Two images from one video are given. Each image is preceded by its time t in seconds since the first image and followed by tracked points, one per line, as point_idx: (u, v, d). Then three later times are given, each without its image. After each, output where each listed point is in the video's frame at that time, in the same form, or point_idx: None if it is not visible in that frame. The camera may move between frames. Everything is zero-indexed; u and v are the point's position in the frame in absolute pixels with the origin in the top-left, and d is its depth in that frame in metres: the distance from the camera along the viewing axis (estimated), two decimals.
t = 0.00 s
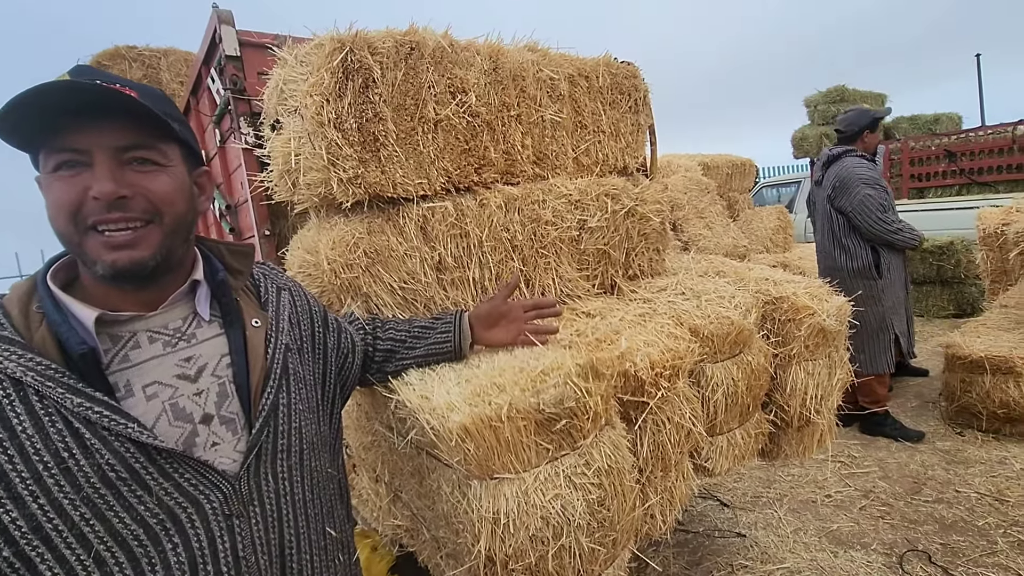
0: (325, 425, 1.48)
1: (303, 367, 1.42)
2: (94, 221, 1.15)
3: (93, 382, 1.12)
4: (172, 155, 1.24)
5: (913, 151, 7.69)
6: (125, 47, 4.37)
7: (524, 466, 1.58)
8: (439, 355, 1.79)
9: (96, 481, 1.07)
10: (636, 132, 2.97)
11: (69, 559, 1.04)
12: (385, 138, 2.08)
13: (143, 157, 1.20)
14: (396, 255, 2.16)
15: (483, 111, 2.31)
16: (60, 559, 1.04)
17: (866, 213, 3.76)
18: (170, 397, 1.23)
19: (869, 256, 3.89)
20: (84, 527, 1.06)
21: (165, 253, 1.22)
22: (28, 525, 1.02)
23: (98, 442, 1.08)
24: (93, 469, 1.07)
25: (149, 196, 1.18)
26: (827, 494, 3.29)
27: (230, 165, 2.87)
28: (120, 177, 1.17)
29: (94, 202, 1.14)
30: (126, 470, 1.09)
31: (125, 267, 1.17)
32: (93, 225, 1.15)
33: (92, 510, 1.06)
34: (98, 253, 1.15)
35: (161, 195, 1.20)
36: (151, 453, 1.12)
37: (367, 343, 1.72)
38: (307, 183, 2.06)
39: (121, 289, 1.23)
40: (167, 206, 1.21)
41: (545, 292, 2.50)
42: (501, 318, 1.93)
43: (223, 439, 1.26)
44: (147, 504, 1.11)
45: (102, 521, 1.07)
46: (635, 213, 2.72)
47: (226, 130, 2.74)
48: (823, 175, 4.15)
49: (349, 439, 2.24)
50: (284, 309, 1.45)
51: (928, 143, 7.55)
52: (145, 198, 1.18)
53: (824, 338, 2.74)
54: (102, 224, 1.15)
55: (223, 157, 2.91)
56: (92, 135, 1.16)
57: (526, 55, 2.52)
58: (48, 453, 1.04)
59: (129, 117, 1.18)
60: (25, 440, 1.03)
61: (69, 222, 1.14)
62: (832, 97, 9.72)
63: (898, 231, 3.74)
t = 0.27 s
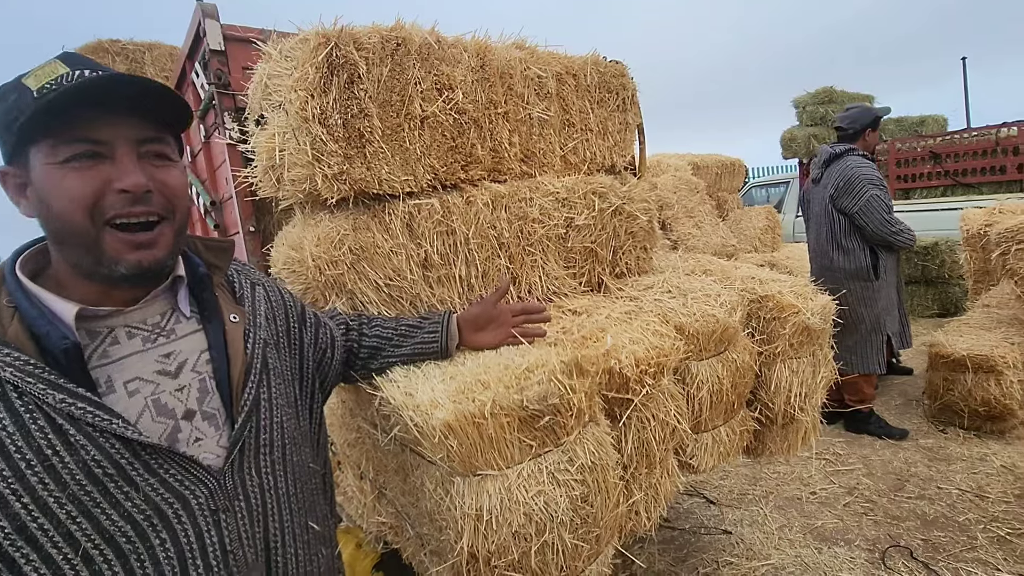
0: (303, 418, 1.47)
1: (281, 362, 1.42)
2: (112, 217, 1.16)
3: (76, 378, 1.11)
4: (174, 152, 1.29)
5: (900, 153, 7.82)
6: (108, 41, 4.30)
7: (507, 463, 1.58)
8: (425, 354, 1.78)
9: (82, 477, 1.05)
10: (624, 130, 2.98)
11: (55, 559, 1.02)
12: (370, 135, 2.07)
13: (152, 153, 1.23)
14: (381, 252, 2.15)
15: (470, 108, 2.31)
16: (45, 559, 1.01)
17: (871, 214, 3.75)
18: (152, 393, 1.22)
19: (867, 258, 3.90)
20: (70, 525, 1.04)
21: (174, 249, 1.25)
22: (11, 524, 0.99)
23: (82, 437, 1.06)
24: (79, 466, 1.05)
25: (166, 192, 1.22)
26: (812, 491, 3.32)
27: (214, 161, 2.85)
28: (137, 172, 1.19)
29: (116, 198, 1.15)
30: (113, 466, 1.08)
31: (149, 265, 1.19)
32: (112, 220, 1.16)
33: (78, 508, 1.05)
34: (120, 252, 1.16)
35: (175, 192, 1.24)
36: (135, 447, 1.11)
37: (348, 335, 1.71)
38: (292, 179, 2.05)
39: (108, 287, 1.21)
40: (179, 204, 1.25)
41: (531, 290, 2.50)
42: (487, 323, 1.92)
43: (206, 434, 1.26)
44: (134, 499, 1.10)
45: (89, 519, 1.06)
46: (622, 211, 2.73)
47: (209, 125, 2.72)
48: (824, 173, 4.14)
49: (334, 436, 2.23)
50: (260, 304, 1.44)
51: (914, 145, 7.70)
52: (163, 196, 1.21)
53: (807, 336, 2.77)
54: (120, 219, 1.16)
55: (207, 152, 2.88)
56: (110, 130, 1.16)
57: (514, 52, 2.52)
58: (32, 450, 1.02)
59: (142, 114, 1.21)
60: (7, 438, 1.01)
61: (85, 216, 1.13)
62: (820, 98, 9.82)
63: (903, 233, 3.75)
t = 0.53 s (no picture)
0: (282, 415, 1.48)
1: (263, 360, 1.42)
2: (124, 216, 1.13)
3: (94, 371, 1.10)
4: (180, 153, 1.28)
5: (886, 154, 7.93)
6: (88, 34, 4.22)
7: (487, 459, 1.59)
8: (409, 353, 1.78)
9: (114, 474, 1.05)
10: (609, 129, 2.99)
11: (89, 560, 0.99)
12: (353, 131, 2.07)
13: (162, 155, 1.23)
14: (364, 249, 2.15)
15: (455, 105, 2.31)
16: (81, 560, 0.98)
17: (867, 215, 3.81)
18: (147, 398, 1.22)
19: (858, 259, 3.96)
20: (103, 524, 1.02)
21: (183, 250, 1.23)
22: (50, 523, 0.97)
23: (112, 434, 1.06)
24: (106, 465, 1.04)
25: (178, 193, 1.21)
26: (795, 488, 3.36)
27: (196, 156, 2.83)
28: (152, 171, 1.18)
29: (128, 198, 1.13)
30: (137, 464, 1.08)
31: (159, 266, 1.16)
32: (126, 217, 1.13)
33: (109, 506, 1.03)
34: (132, 248, 1.13)
35: (185, 193, 1.24)
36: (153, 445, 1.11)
37: (326, 330, 1.69)
38: (274, 175, 2.03)
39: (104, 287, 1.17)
40: (187, 206, 1.24)
41: (516, 287, 2.51)
42: (471, 322, 1.92)
43: (197, 437, 1.26)
44: (156, 498, 1.10)
45: (121, 517, 1.03)
46: (607, 210, 2.74)
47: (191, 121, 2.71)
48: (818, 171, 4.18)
49: (317, 434, 2.22)
50: (241, 301, 1.44)
51: (900, 146, 7.83)
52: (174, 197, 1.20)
53: (790, 334, 2.80)
54: (133, 217, 1.14)
55: (189, 148, 2.87)
56: (127, 127, 1.15)
57: (499, 49, 2.52)
58: (62, 448, 1.00)
59: (156, 115, 1.21)
60: (34, 436, 0.98)
61: (98, 212, 1.10)
62: (807, 99, 9.92)
63: (893, 234, 3.82)
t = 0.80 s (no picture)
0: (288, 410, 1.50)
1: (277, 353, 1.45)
2: (192, 209, 1.13)
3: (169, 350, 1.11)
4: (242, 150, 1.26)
5: (874, 154, 7.98)
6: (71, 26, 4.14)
7: (472, 453, 1.59)
8: (395, 347, 1.77)
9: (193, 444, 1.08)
10: (599, 125, 2.99)
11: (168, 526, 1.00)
12: (339, 124, 2.05)
13: (230, 151, 1.21)
14: (351, 244, 2.13)
15: (442, 99, 2.30)
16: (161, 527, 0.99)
17: (854, 214, 3.83)
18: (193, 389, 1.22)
19: (846, 257, 3.98)
20: (202, 481, 1.07)
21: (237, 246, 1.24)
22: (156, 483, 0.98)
23: (196, 409, 1.10)
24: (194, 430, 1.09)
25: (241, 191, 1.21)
26: (782, 483, 3.38)
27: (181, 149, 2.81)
28: (223, 167, 1.17)
29: (199, 192, 1.12)
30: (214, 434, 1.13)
31: (216, 263, 1.17)
32: (192, 212, 1.12)
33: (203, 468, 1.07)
34: (194, 245, 1.12)
35: (247, 191, 1.24)
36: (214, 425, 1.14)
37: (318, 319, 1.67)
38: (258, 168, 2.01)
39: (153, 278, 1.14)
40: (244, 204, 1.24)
41: (504, 283, 2.50)
42: (459, 317, 1.92)
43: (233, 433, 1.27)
44: (225, 468, 1.15)
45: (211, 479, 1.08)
46: (595, 206, 2.74)
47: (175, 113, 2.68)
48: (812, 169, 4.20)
49: (303, 429, 2.21)
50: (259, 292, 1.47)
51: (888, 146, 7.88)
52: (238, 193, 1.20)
53: (777, 330, 2.81)
54: (199, 213, 1.13)
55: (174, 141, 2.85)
56: (204, 122, 1.13)
57: (488, 44, 2.51)
58: (168, 408, 1.04)
59: (231, 111, 1.19)
60: (147, 395, 1.02)
61: (168, 207, 1.09)
62: (797, 99, 9.98)
63: (882, 233, 3.83)
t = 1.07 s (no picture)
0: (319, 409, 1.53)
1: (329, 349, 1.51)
2: (312, 205, 1.15)
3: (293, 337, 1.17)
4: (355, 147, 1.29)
5: (865, 154, 8.03)
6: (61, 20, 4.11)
7: (463, 451, 1.60)
8: (387, 345, 1.77)
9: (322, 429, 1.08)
10: (592, 124, 2.99)
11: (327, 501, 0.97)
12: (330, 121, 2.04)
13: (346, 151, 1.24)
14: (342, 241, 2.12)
15: (435, 97, 2.29)
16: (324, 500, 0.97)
17: (833, 211, 3.86)
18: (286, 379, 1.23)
19: (831, 254, 4.00)
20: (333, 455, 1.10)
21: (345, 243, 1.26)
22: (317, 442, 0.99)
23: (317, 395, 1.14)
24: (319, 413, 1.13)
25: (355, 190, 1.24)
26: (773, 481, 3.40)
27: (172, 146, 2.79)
28: (342, 167, 1.19)
29: (320, 190, 1.15)
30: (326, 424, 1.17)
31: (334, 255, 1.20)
32: (311, 208, 1.15)
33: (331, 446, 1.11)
34: (313, 239, 1.15)
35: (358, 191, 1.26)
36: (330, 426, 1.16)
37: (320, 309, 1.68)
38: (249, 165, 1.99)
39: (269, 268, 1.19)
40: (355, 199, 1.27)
41: (497, 281, 2.50)
42: (449, 316, 1.92)
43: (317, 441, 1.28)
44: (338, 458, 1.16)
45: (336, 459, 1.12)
46: (589, 204, 2.74)
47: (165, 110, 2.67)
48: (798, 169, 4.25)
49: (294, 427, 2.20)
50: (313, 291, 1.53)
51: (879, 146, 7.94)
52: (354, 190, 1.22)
53: (768, 329, 2.82)
54: (316, 209, 1.15)
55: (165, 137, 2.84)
56: (327, 124, 1.16)
57: (481, 42, 2.51)
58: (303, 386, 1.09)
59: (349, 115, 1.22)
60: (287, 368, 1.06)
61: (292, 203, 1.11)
62: (790, 99, 10.03)
63: (867, 228, 3.81)
